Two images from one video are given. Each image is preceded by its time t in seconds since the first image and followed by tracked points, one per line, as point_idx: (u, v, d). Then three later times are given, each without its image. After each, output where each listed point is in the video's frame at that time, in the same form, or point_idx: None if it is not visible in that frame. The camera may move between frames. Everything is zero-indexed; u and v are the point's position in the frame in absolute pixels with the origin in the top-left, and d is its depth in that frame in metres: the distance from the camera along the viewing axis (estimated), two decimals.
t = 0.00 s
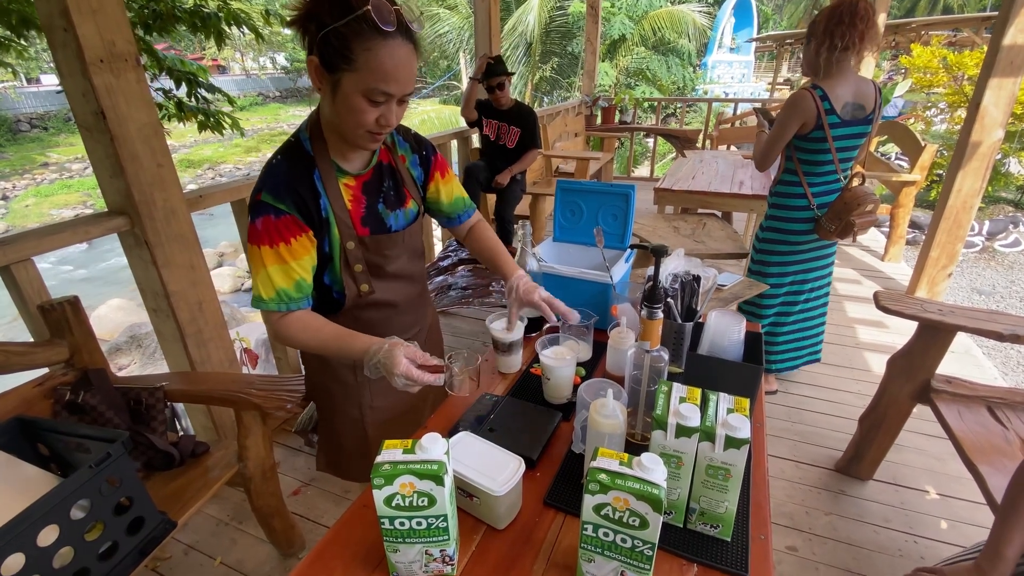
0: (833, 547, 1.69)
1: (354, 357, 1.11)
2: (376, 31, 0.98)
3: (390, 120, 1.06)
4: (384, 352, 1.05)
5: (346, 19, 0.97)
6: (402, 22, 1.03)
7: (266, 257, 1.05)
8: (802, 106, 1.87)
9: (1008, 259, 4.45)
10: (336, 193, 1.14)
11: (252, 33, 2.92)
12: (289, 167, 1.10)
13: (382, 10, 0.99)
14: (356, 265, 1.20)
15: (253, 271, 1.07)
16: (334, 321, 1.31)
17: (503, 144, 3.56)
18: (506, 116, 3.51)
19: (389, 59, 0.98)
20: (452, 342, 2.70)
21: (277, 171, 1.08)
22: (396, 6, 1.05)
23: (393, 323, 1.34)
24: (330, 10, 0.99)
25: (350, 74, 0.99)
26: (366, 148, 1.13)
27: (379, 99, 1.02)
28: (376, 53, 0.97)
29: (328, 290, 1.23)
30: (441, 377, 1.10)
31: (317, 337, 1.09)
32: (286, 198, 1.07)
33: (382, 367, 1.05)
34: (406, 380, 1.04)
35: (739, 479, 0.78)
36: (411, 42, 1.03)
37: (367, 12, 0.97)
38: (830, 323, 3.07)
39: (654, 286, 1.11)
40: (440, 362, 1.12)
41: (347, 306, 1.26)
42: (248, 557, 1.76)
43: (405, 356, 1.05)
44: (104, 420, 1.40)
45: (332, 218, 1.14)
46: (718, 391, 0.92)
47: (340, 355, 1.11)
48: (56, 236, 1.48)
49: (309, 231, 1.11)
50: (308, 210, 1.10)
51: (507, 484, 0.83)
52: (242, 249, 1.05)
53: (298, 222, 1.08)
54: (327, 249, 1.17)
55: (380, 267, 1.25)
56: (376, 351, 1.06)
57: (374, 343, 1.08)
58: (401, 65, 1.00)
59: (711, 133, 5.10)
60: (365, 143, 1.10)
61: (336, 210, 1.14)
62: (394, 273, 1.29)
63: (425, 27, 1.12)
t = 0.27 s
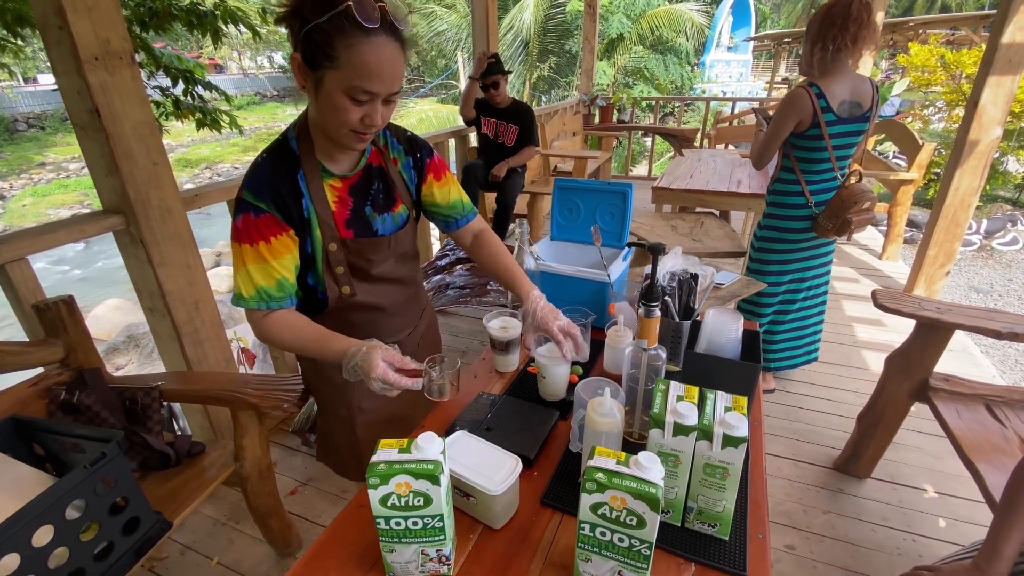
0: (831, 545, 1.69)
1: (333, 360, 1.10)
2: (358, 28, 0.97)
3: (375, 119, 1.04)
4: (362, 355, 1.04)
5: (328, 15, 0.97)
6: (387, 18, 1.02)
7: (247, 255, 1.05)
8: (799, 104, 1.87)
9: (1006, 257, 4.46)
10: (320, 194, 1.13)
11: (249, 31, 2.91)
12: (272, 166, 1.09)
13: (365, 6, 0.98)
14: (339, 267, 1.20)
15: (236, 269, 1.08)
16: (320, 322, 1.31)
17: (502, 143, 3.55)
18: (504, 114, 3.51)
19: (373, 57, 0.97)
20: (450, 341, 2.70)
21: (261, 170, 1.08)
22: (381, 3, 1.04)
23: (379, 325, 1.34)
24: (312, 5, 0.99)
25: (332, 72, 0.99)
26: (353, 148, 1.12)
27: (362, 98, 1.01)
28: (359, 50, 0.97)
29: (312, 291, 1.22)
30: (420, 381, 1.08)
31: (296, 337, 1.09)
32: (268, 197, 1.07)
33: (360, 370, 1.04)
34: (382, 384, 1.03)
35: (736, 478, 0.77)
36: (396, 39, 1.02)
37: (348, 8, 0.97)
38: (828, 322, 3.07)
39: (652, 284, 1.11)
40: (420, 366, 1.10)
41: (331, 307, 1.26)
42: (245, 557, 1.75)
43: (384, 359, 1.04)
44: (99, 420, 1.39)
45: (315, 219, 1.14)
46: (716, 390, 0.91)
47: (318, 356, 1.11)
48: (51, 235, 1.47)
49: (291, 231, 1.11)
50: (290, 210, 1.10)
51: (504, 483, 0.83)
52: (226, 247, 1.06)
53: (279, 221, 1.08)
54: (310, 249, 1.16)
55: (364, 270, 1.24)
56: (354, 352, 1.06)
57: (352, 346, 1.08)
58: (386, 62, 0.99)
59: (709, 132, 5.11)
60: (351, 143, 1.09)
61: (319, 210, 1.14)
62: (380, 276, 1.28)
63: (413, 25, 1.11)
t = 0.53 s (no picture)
0: (829, 542, 1.69)
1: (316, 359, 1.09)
2: (343, 25, 0.95)
3: (364, 118, 1.03)
4: (341, 356, 1.04)
5: (314, 12, 0.96)
6: (376, 14, 1.00)
7: (234, 252, 1.06)
8: (794, 101, 1.87)
9: (1004, 255, 4.46)
10: (309, 193, 1.13)
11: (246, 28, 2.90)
12: (262, 164, 1.09)
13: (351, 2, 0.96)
14: (328, 266, 1.19)
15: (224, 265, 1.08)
16: (312, 320, 1.30)
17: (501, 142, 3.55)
18: (502, 111, 3.50)
19: (360, 56, 0.96)
20: (447, 339, 2.69)
21: (250, 167, 1.08)
22: None
23: (371, 324, 1.33)
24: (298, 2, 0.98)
25: (319, 70, 0.98)
26: (343, 147, 1.11)
27: (350, 97, 1.00)
28: (346, 48, 0.96)
29: (303, 289, 1.22)
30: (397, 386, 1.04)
31: (282, 335, 1.09)
32: (256, 195, 1.07)
33: (338, 372, 1.03)
34: (361, 387, 1.01)
35: (734, 476, 0.77)
36: (385, 37, 1.01)
37: (333, 4, 0.95)
38: (826, 320, 3.07)
39: (649, 280, 1.10)
40: (400, 370, 1.09)
41: (321, 306, 1.26)
42: (242, 556, 1.75)
43: (364, 363, 1.03)
44: (94, 419, 1.38)
45: (303, 217, 1.13)
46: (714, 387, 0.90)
47: (300, 354, 1.10)
48: (44, 233, 1.46)
49: (279, 229, 1.11)
50: (278, 207, 1.10)
51: (500, 481, 0.82)
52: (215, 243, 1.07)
53: (267, 219, 1.07)
54: (299, 248, 1.16)
55: (354, 269, 1.23)
56: (334, 354, 1.05)
57: (333, 348, 1.07)
58: (374, 60, 0.98)
59: (708, 129, 5.10)
60: (341, 141, 1.08)
61: (307, 208, 1.13)
62: (371, 276, 1.27)
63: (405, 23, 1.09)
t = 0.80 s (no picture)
0: (829, 541, 1.69)
1: (307, 358, 1.11)
2: (339, 22, 0.95)
3: (360, 117, 1.03)
4: (329, 358, 1.05)
5: (309, 9, 0.95)
6: (372, 13, 1.00)
7: (227, 249, 1.05)
8: (790, 98, 1.87)
9: (1003, 253, 4.47)
10: (304, 190, 1.12)
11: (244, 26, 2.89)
12: (257, 161, 1.09)
13: None
14: (323, 264, 1.19)
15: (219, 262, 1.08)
16: (307, 318, 1.30)
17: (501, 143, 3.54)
18: (501, 111, 3.51)
19: (357, 54, 0.96)
20: (445, 338, 2.68)
21: (245, 164, 1.08)
22: None
23: (366, 323, 1.33)
24: None
25: (314, 68, 0.97)
26: (339, 146, 1.10)
27: (345, 96, 1.00)
28: (341, 46, 0.95)
29: (297, 287, 1.22)
30: (385, 391, 1.05)
31: (274, 332, 1.09)
32: (249, 192, 1.06)
33: (326, 373, 1.04)
34: (348, 390, 1.02)
35: (735, 474, 0.76)
36: (381, 35, 1.00)
37: (329, 3, 0.95)
38: (825, 318, 3.07)
39: (649, 278, 1.09)
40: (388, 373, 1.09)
41: (316, 304, 1.25)
42: (240, 555, 1.74)
43: (351, 365, 1.04)
44: (91, 418, 1.37)
45: (297, 215, 1.13)
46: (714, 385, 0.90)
47: (292, 352, 1.11)
48: (41, 231, 1.45)
49: (273, 226, 1.10)
50: (272, 205, 1.09)
51: (499, 480, 0.82)
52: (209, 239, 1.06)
53: (260, 217, 1.07)
54: (293, 245, 1.15)
55: (348, 268, 1.23)
56: (323, 354, 1.06)
57: (322, 348, 1.08)
58: (370, 59, 0.97)
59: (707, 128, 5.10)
60: (336, 140, 1.08)
61: (301, 207, 1.13)
62: (366, 275, 1.26)
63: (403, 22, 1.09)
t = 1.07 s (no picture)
0: (830, 543, 1.69)
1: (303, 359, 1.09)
2: (340, 27, 0.95)
3: (359, 122, 1.03)
4: (324, 361, 1.03)
5: (310, 13, 0.95)
6: (373, 18, 1.00)
7: (225, 253, 1.06)
8: (791, 99, 1.87)
9: (1005, 254, 4.46)
10: (301, 194, 1.12)
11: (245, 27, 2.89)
12: (254, 164, 1.09)
13: (348, 4, 0.96)
14: (320, 268, 1.19)
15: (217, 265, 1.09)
16: (305, 321, 1.30)
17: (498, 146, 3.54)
18: (496, 114, 3.51)
19: (357, 59, 0.95)
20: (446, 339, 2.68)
21: (243, 168, 1.08)
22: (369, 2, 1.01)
23: (365, 326, 1.33)
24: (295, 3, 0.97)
25: (314, 72, 0.97)
26: (338, 149, 1.10)
27: (345, 100, 0.99)
28: (342, 51, 0.95)
29: (296, 290, 1.22)
30: (380, 395, 1.02)
31: (271, 334, 1.09)
32: (247, 196, 1.06)
33: (321, 376, 1.02)
34: (341, 394, 1.00)
35: (736, 479, 0.76)
36: (382, 40, 1.00)
37: (330, 7, 0.94)
38: (827, 319, 3.06)
39: (651, 281, 1.09)
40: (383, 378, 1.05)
41: (314, 307, 1.25)
42: (241, 556, 1.74)
43: (346, 369, 1.02)
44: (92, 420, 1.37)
45: (295, 218, 1.13)
46: (716, 389, 0.90)
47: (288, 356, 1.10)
48: (41, 232, 1.45)
49: (270, 230, 1.10)
50: (270, 208, 1.09)
51: (500, 484, 0.81)
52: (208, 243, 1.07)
53: (258, 220, 1.07)
54: (291, 248, 1.16)
55: (346, 272, 1.23)
56: (317, 358, 1.04)
57: (318, 351, 1.06)
58: (370, 63, 0.97)
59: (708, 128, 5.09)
60: (335, 144, 1.08)
61: (299, 210, 1.13)
62: (364, 278, 1.26)
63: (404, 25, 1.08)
